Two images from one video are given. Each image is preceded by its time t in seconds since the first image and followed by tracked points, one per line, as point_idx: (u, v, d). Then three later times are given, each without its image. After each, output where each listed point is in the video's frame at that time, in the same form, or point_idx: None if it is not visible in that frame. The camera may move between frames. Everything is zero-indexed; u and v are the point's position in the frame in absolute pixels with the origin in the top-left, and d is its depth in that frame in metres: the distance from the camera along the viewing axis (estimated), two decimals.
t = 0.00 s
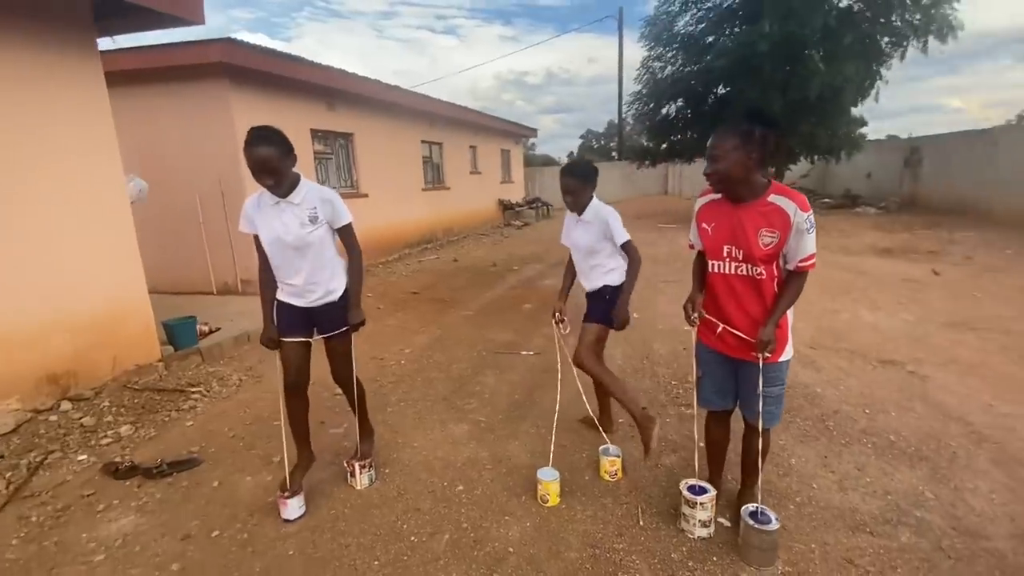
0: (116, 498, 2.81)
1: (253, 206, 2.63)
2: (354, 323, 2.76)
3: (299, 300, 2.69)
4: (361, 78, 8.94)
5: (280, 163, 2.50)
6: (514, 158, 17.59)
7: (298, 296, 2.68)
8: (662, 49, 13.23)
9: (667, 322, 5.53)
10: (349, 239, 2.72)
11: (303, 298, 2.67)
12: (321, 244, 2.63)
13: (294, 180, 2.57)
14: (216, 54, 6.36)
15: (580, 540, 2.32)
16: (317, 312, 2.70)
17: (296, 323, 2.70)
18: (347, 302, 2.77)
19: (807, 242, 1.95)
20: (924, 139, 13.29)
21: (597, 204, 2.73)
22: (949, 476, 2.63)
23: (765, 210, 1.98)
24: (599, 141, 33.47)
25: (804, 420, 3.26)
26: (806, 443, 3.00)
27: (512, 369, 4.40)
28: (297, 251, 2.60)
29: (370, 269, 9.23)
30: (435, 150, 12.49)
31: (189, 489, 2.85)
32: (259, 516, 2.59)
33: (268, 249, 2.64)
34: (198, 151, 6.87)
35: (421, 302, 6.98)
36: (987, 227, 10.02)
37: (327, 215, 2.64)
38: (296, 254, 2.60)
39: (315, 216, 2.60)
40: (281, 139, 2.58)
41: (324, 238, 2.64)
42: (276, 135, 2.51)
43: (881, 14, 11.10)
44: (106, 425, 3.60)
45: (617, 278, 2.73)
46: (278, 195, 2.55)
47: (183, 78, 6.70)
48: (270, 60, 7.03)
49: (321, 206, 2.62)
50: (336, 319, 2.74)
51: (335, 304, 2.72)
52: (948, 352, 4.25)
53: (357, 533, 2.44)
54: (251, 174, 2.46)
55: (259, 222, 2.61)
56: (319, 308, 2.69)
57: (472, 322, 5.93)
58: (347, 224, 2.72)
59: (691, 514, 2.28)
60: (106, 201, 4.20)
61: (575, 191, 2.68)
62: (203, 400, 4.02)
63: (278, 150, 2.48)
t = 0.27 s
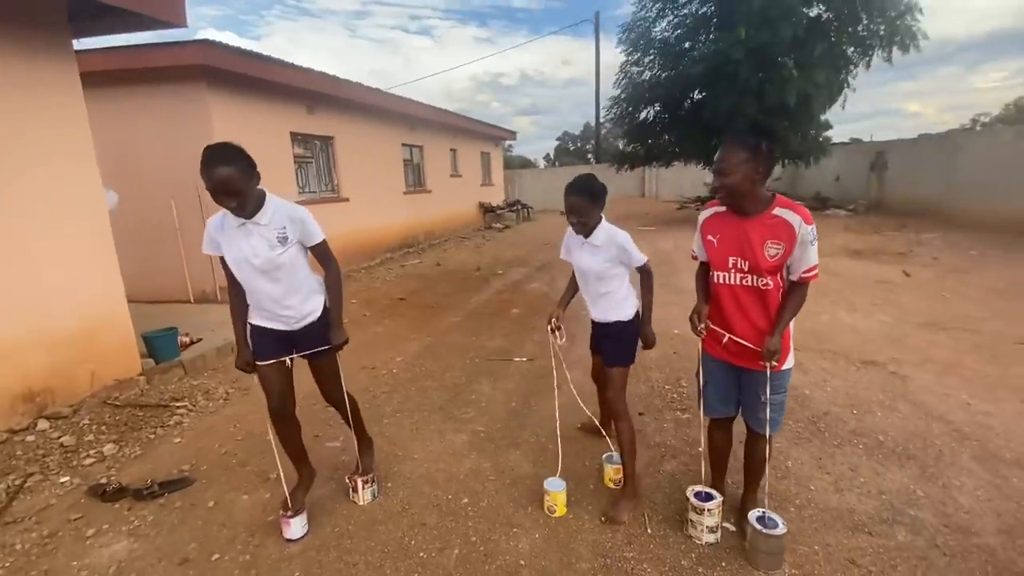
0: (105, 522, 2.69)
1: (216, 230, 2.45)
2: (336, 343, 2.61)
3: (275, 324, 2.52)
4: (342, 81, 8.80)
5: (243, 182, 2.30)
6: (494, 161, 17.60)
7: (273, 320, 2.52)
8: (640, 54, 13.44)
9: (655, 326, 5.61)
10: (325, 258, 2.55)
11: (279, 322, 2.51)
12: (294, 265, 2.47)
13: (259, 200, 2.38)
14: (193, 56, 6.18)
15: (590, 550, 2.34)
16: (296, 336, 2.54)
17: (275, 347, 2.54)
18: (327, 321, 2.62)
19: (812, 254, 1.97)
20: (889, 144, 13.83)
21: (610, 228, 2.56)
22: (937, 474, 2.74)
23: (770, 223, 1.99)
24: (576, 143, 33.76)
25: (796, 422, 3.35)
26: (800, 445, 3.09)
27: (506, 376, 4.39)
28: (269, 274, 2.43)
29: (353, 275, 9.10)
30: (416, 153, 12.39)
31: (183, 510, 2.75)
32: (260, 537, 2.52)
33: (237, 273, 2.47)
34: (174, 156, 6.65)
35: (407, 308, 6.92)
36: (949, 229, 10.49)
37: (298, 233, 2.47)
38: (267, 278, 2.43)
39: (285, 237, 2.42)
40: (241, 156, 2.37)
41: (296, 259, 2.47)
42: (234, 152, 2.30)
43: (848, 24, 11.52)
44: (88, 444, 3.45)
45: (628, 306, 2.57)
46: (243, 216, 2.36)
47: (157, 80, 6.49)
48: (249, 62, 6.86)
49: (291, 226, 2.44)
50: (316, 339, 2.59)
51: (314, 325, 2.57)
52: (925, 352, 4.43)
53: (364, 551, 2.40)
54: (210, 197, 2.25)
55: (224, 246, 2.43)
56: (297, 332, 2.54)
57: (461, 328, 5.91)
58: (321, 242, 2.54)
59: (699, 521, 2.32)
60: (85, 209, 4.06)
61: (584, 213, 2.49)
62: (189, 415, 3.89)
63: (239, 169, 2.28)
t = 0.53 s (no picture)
0: (116, 532, 2.65)
1: (208, 239, 2.37)
2: (337, 347, 2.45)
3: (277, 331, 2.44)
4: (342, 82, 8.75)
5: (227, 189, 2.20)
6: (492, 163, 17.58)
7: (273, 328, 2.43)
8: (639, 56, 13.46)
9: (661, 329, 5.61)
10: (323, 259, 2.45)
11: (279, 329, 2.42)
12: (288, 270, 2.36)
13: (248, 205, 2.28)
14: (193, 57, 6.12)
15: (613, 558, 2.32)
16: (296, 343, 2.44)
17: (281, 356, 2.46)
18: (329, 325, 2.49)
19: (839, 260, 1.96)
20: (885, 146, 13.93)
21: (648, 237, 2.51)
22: (954, 479, 2.75)
23: (797, 229, 1.98)
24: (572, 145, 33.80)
25: (809, 426, 3.35)
26: (815, 449, 3.09)
27: (515, 381, 4.36)
28: (262, 282, 2.34)
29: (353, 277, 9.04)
30: (415, 155, 12.35)
31: (196, 520, 2.70)
32: (276, 546, 2.48)
33: (232, 281, 2.40)
34: (174, 158, 6.59)
35: (411, 311, 6.88)
36: (946, 231, 10.58)
37: (291, 237, 2.36)
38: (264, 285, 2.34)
39: (278, 241, 2.33)
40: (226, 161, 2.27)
41: (293, 263, 2.37)
42: (216, 157, 2.20)
43: (846, 27, 11.58)
44: (94, 452, 3.40)
45: (646, 322, 2.54)
46: (231, 224, 2.27)
47: (158, 81, 6.42)
48: (249, 63, 6.80)
49: (282, 229, 2.33)
50: (317, 344, 2.47)
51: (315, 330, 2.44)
52: (932, 355, 4.45)
53: (383, 560, 2.36)
54: (194, 206, 2.18)
55: (219, 255, 2.36)
56: (297, 338, 2.43)
57: (466, 331, 5.88)
58: (316, 244, 2.42)
59: (721, 528, 2.30)
60: (87, 213, 3.99)
61: (619, 219, 2.45)
62: (196, 421, 3.84)
63: (221, 175, 2.17)
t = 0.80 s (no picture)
0: (142, 537, 2.63)
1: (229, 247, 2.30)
2: (346, 377, 2.36)
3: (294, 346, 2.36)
4: (356, 83, 8.76)
5: (246, 198, 2.10)
6: (501, 164, 17.56)
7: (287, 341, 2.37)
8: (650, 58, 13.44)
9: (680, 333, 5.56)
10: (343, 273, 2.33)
11: (291, 344, 2.35)
12: (305, 285, 2.27)
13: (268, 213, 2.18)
14: (211, 59, 6.14)
15: (647, 569, 2.28)
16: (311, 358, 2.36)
17: (295, 374, 2.40)
18: (341, 347, 2.39)
19: (885, 267, 1.93)
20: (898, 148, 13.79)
21: (678, 238, 2.46)
22: (992, 490, 2.69)
23: (843, 234, 1.95)
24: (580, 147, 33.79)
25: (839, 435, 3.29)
26: (846, 457, 3.04)
27: (535, 385, 4.34)
28: (278, 295, 2.26)
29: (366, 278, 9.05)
30: (426, 156, 12.35)
31: (222, 525, 2.69)
32: (304, 553, 2.46)
33: (249, 290, 2.33)
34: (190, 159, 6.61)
35: (425, 313, 6.86)
36: (962, 234, 10.46)
37: (311, 251, 2.26)
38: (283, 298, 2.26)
39: (298, 253, 2.22)
40: (249, 166, 2.16)
41: (311, 277, 2.27)
42: (237, 163, 2.10)
43: (861, 28, 11.48)
44: (116, 454, 3.40)
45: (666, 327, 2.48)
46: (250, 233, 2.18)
47: (176, 83, 6.46)
48: (266, 64, 6.82)
49: (303, 242, 2.23)
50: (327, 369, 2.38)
51: (326, 352, 2.35)
52: (959, 361, 4.37)
53: (413, 569, 2.34)
54: (213, 213, 2.09)
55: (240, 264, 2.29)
56: (309, 356, 2.36)
57: (482, 334, 5.86)
58: (338, 257, 2.30)
59: (758, 539, 2.26)
60: (92, 215, 3.88)
61: (651, 217, 2.45)
62: (217, 424, 3.83)
63: (240, 181, 2.08)
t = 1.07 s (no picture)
0: (176, 526, 2.66)
1: (261, 249, 2.18)
2: (355, 401, 2.10)
3: (315, 358, 2.20)
4: (373, 81, 8.79)
5: (277, 198, 1.97)
6: (513, 163, 17.57)
7: (310, 354, 2.21)
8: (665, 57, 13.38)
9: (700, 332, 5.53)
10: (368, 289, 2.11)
11: (315, 356, 2.18)
12: (328, 296, 2.07)
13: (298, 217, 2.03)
14: (234, 57, 6.20)
15: (681, 565, 2.27)
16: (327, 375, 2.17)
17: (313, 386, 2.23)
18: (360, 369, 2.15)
19: (932, 262, 1.93)
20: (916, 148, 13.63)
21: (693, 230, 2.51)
22: None
23: (890, 229, 1.95)
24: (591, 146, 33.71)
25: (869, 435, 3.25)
26: (878, 457, 3.00)
27: (557, 383, 4.34)
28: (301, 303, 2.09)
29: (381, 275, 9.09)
30: (440, 155, 12.38)
31: (254, 516, 2.71)
32: (338, 544, 2.48)
33: (278, 295, 2.19)
34: (212, 156, 6.68)
35: (442, 310, 6.87)
36: (983, 235, 10.30)
37: (338, 260, 2.05)
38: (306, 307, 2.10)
39: (322, 263, 2.04)
40: (288, 165, 2.04)
41: (335, 289, 2.07)
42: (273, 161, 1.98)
43: (880, 27, 11.38)
44: (146, 445, 3.44)
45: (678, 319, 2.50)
46: (280, 236, 2.04)
47: (199, 81, 6.53)
48: (287, 62, 6.87)
49: (329, 249, 2.03)
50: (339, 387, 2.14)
51: (341, 371, 2.14)
52: (988, 363, 4.31)
53: (447, 561, 2.35)
54: (244, 212, 1.98)
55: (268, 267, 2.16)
56: (326, 372, 2.15)
57: (500, 332, 5.86)
58: (365, 270, 2.08)
59: (794, 537, 2.24)
60: (105, 208, 3.82)
61: (667, 209, 2.46)
62: (243, 417, 3.87)
63: (272, 180, 1.95)
